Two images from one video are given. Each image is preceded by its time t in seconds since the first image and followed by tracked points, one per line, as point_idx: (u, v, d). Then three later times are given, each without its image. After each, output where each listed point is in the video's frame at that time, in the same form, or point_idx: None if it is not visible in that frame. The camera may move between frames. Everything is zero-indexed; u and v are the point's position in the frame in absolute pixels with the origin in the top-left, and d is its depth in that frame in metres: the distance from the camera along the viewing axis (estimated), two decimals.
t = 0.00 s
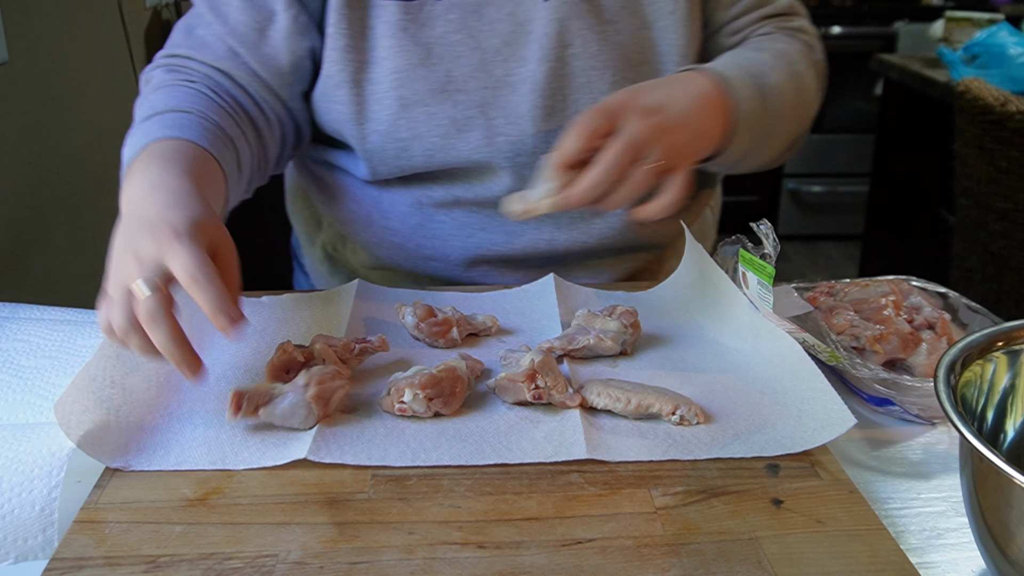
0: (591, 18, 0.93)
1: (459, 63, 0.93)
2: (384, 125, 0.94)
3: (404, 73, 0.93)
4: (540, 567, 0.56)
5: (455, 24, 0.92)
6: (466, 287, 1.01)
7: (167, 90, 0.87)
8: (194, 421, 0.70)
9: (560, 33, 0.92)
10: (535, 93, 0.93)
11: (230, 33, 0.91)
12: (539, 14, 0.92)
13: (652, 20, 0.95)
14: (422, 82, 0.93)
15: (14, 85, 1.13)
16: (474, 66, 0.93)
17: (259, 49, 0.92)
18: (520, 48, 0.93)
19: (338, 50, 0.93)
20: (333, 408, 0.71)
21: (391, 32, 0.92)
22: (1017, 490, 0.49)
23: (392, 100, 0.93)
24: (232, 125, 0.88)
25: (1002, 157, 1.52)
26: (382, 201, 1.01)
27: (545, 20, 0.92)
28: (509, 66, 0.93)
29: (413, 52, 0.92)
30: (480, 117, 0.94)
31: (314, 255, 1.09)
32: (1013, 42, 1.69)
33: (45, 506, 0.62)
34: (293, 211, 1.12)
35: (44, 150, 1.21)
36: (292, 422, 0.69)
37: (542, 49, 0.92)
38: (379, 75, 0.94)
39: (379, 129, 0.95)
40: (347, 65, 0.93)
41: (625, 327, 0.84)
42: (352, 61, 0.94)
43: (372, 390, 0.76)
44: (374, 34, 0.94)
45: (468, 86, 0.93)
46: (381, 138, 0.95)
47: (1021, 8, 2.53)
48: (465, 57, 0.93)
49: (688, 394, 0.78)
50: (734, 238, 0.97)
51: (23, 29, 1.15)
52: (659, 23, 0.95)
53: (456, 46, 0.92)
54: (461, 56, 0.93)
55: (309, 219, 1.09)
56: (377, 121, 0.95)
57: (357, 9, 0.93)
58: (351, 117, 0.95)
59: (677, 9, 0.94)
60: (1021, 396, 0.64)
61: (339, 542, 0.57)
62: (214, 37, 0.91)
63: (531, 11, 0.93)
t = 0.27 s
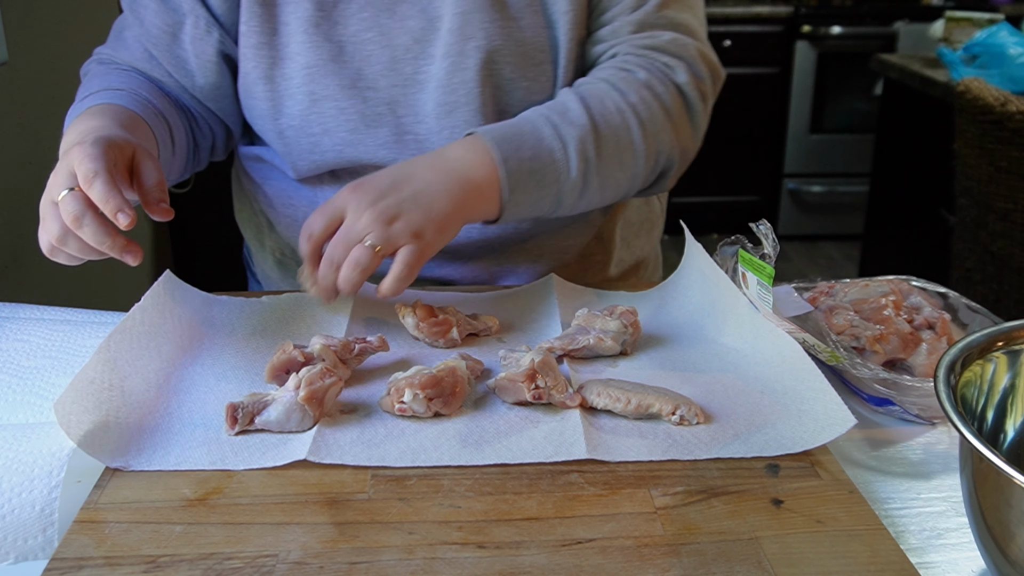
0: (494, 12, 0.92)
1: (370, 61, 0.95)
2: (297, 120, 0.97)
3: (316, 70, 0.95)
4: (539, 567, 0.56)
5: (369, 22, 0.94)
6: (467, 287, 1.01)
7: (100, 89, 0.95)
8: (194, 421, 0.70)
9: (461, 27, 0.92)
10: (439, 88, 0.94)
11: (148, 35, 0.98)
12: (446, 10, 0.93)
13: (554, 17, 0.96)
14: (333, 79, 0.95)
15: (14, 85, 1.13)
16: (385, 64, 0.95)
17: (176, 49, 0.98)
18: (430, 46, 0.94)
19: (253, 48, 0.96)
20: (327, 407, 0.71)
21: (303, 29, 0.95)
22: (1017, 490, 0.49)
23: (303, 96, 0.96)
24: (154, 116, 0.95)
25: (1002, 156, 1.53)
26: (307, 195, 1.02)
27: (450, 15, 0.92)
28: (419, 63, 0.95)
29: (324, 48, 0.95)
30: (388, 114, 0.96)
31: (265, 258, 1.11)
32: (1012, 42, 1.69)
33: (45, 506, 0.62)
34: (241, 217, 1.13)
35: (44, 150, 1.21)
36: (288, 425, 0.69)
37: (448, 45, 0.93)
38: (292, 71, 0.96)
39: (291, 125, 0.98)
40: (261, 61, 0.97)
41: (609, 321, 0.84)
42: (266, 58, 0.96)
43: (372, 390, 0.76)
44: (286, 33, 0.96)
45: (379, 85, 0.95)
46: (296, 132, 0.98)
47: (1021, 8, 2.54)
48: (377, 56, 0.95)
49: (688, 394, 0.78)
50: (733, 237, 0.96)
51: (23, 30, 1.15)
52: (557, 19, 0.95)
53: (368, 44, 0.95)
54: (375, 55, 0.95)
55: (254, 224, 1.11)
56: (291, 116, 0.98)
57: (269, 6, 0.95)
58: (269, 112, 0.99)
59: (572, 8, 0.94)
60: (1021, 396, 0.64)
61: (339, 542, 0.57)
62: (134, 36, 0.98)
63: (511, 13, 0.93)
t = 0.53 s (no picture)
0: (476, 16, 0.91)
1: (349, 63, 0.92)
2: (278, 124, 0.95)
3: (295, 75, 0.93)
4: (540, 567, 0.56)
5: (348, 24, 0.92)
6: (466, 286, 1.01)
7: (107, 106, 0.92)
8: (193, 421, 0.70)
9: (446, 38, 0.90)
10: (420, 90, 0.92)
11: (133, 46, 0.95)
12: (426, 12, 0.91)
13: (541, 21, 0.94)
14: (314, 83, 0.93)
15: (14, 85, 1.13)
16: (365, 66, 0.92)
17: (162, 61, 0.96)
18: (411, 49, 0.92)
19: (232, 54, 0.94)
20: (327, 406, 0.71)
21: (282, 33, 0.92)
22: (1017, 490, 0.49)
23: (283, 102, 0.94)
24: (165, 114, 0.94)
25: (1002, 156, 1.53)
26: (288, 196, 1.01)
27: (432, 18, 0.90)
28: (400, 66, 0.92)
29: (304, 52, 0.92)
30: (370, 117, 0.93)
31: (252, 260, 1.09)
32: (1012, 42, 1.69)
33: (45, 507, 0.62)
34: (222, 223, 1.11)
35: (44, 149, 1.21)
36: (287, 425, 0.69)
37: (427, 48, 0.91)
38: (272, 77, 0.94)
39: (271, 129, 0.95)
40: (240, 66, 0.94)
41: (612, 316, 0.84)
42: (245, 63, 0.94)
43: (373, 390, 0.76)
44: (264, 37, 0.94)
45: (359, 86, 0.93)
46: (275, 138, 0.96)
47: (1021, 8, 2.54)
48: (357, 59, 0.92)
49: (688, 394, 0.78)
50: (733, 237, 0.96)
51: (23, 29, 1.15)
52: (547, 26, 0.94)
53: (348, 46, 0.92)
54: (353, 58, 0.92)
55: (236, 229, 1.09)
56: (273, 121, 0.95)
57: (248, 11, 0.93)
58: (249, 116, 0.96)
59: (565, 13, 0.92)
60: (1021, 396, 0.64)
61: (339, 542, 0.57)
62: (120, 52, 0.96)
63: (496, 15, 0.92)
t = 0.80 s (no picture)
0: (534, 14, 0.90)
1: (407, 61, 0.89)
2: (333, 126, 0.93)
3: (354, 75, 0.90)
4: (539, 567, 0.56)
5: (402, 22, 0.89)
6: (465, 286, 1.02)
7: (146, 125, 0.92)
8: (193, 421, 0.70)
9: (505, 31, 0.89)
10: (483, 87, 0.90)
11: (167, 55, 0.94)
12: (483, 9, 0.89)
13: (595, 19, 0.93)
14: (373, 83, 0.90)
15: (14, 85, 1.13)
16: (422, 64, 0.90)
17: (198, 71, 0.95)
18: (467, 46, 0.90)
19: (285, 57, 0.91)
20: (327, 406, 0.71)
21: (336, 35, 0.90)
22: (1017, 490, 0.49)
23: (342, 103, 0.91)
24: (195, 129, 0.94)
25: (1002, 156, 1.53)
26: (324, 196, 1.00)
27: (491, 15, 0.89)
28: (458, 62, 0.90)
29: (360, 52, 0.89)
30: (429, 115, 0.91)
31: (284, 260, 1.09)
32: (1012, 42, 1.69)
33: (45, 507, 0.62)
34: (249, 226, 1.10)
35: (44, 150, 1.21)
36: (287, 426, 0.69)
37: (488, 44, 0.89)
38: (325, 78, 0.91)
39: (326, 132, 0.93)
40: (292, 69, 0.91)
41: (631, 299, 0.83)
42: (297, 66, 0.91)
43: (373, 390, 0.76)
44: (316, 39, 0.91)
45: (418, 84, 0.90)
46: (332, 141, 0.94)
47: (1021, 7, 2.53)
48: (414, 56, 0.89)
49: (688, 394, 0.78)
50: (733, 237, 0.96)
51: (24, 29, 1.15)
52: (602, 22, 0.93)
53: (403, 44, 0.89)
54: (410, 56, 0.89)
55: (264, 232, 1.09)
56: (326, 123, 0.93)
57: (297, 13, 0.90)
58: (299, 120, 0.94)
59: (619, 10, 0.92)
60: (1021, 396, 0.64)
61: (338, 542, 0.57)
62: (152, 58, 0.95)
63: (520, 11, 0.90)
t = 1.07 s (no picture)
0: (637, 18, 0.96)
1: (506, 55, 0.94)
2: (430, 118, 0.97)
3: (451, 68, 0.95)
4: (539, 567, 0.56)
5: (501, 16, 0.94)
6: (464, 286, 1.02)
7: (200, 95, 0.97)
8: (193, 421, 0.70)
9: (608, 33, 0.95)
10: (583, 88, 0.96)
11: (230, 30, 0.98)
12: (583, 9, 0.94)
13: (691, 24, 0.99)
14: (471, 76, 0.95)
15: (14, 85, 1.13)
16: (521, 59, 0.94)
17: (255, 49, 0.99)
18: (566, 44, 0.95)
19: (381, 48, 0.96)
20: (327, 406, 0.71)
21: (434, 26, 0.94)
22: (1017, 490, 0.49)
23: (439, 95, 0.96)
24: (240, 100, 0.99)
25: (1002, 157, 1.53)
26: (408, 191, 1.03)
27: (593, 18, 0.94)
28: (557, 59, 0.95)
29: (458, 44, 0.94)
30: (526, 110, 0.96)
31: (347, 260, 1.11)
32: (1012, 42, 1.69)
33: (45, 507, 0.62)
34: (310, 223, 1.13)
35: (44, 150, 1.21)
36: (288, 426, 0.69)
37: (588, 45, 0.94)
38: (421, 69, 0.96)
39: (423, 123, 0.98)
40: (388, 60, 0.96)
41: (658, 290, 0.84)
42: (393, 56, 0.96)
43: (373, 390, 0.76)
44: (412, 29, 0.95)
45: (516, 79, 0.95)
46: (428, 132, 0.98)
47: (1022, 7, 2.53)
48: (512, 50, 0.94)
49: (688, 394, 0.78)
50: (733, 237, 0.97)
51: (24, 29, 1.15)
52: (699, 28, 0.99)
53: (502, 38, 0.94)
54: (507, 50, 0.94)
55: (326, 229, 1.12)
56: (422, 114, 0.98)
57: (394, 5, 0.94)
58: (396, 111, 0.98)
59: (715, 17, 0.99)
60: (1021, 396, 0.64)
61: (338, 542, 0.57)
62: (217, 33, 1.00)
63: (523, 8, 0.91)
